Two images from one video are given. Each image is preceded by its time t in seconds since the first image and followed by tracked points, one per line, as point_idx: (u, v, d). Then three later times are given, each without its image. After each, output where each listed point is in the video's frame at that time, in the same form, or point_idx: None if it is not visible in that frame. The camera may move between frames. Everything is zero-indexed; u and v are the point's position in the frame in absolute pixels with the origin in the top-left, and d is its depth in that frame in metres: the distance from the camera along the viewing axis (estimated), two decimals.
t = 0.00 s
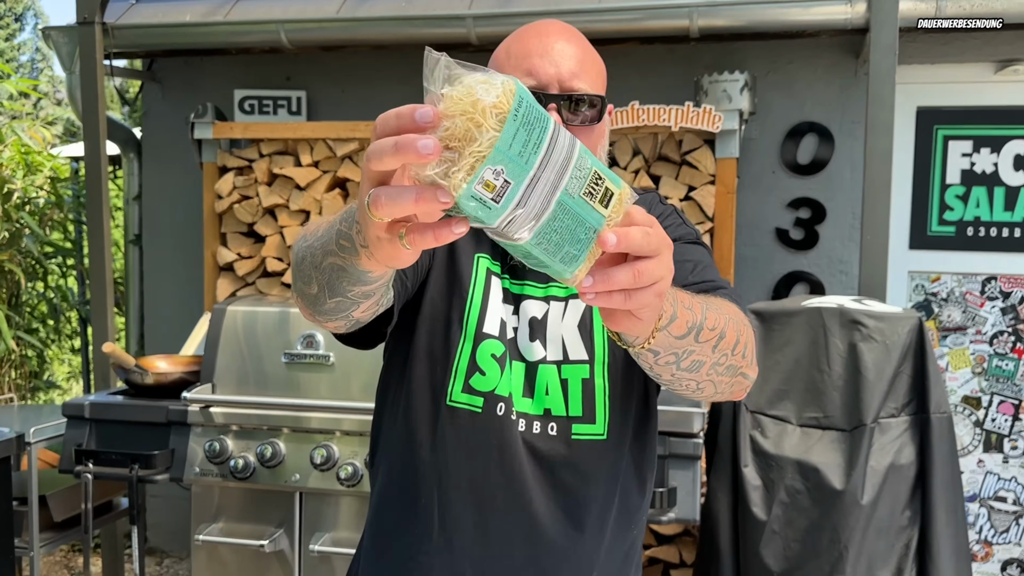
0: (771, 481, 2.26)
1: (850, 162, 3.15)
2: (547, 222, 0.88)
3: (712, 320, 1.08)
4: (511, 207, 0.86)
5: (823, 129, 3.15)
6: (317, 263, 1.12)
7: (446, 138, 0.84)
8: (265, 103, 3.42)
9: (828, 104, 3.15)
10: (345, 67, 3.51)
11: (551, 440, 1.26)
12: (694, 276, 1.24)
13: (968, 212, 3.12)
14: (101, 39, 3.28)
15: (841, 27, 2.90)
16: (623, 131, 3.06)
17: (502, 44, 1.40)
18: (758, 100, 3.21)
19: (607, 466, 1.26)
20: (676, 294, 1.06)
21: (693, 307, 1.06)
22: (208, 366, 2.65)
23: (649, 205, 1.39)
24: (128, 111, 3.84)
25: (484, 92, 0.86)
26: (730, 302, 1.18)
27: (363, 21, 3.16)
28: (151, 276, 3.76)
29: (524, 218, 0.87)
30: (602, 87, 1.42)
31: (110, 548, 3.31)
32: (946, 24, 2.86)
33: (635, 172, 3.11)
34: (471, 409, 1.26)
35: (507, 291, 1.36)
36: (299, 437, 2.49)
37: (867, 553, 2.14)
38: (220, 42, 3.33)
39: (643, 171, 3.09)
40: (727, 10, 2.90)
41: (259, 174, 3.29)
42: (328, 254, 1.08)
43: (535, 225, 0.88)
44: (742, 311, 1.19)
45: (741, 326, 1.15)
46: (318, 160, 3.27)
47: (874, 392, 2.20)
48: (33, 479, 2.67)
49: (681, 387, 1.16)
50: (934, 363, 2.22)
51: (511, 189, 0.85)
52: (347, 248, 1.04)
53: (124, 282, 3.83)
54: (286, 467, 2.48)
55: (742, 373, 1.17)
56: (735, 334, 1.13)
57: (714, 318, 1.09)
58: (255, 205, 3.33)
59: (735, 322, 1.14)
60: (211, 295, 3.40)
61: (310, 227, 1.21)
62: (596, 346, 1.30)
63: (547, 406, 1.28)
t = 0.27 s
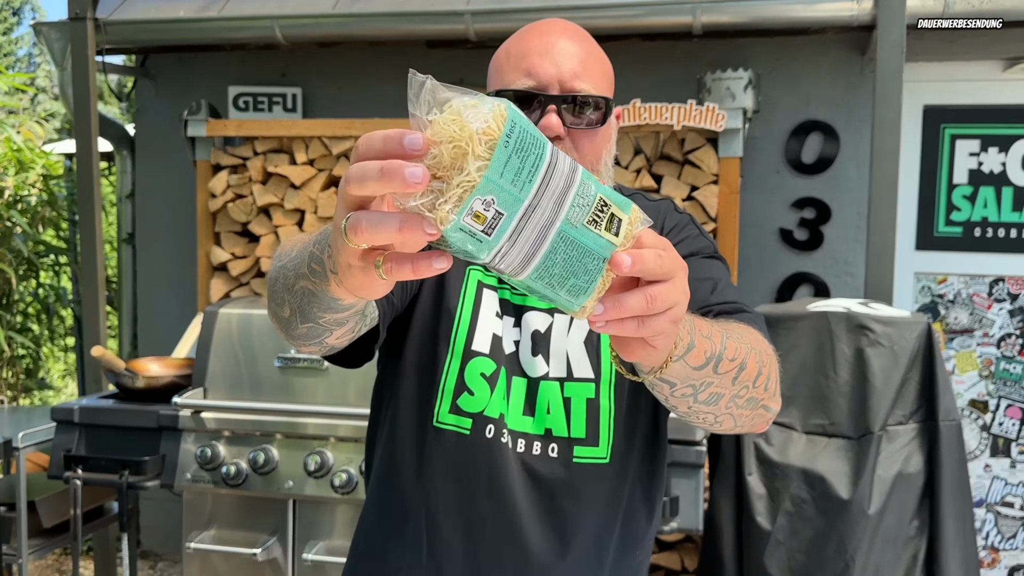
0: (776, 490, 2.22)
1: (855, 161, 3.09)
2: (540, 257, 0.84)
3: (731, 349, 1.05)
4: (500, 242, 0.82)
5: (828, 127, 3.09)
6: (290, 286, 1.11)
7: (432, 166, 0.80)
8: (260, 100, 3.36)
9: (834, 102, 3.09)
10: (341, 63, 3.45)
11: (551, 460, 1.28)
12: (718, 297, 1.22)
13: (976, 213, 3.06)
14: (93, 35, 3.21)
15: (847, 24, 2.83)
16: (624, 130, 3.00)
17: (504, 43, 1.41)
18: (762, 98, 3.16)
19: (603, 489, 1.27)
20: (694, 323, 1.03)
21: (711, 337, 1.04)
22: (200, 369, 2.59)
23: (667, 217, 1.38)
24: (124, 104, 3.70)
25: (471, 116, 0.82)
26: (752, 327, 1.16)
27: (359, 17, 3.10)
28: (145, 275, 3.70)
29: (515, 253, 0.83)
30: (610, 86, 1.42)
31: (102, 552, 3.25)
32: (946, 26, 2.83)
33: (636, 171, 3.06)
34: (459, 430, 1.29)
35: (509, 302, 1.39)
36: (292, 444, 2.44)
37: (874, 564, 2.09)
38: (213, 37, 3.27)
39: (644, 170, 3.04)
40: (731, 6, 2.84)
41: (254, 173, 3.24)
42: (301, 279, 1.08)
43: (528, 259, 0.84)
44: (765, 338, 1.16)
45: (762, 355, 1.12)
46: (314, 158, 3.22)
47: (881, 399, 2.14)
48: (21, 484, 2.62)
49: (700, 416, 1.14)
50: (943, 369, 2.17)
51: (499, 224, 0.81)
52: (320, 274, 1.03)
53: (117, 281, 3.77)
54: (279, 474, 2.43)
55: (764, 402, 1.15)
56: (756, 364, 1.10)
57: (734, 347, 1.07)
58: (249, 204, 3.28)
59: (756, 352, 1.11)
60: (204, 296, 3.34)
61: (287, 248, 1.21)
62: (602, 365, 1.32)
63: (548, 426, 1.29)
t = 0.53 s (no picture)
0: (780, 497, 2.17)
1: (860, 161, 3.05)
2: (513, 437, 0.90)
3: (746, 447, 1.07)
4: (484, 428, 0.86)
5: (832, 126, 3.05)
6: (286, 397, 1.17)
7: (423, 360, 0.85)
8: (257, 98, 3.32)
9: (838, 102, 3.05)
10: (339, 61, 3.41)
11: (548, 486, 1.28)
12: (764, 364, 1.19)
13: (982, 214, 3.02)
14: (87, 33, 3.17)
15: (852, 22, 2.79)
16: (625, 129, 2.96)
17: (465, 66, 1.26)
18: (765, 97, 3.11)
19: (597, 518, 1.28)
20: (705, 430, 1.05)
21: (723, 446, 1.06)
22: (195, 371, 2.55)
23: (697, 243, 1.31)
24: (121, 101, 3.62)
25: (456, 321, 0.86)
26: (787, 406, 1.15)
27: (357, 14, 3.06)
28: (140, 275, 3.66)
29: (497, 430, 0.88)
30: (578, 116, 1.25)
31: (97, 557, 3.21)
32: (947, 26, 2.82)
33: (638, 171, 3.02)
34: (444, 460, 1.31)
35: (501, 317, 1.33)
36: (287, 448, 2.41)
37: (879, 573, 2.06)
38: (209, 35, 3.23)
39: (646, 170, 2.99)
40: (733, 4, 2.80)
41: (251, 172, 3.20)
42: (299, 391, 1.13)
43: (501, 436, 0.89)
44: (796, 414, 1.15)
45: (785, 445, 1.12)
46: (311, 157, 3.18)
47: (887, 405, 2.10)
48: (12, 488, 2.58)
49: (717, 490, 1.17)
50: (950, 374, 2.12)
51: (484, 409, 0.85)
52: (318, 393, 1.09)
53: (113, 281, 3.73)
54: (273, 479, 2.39)
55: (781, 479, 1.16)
56: (773, 455, 1.10)
57: (748, 447, 1.08)
58: (246, 204, 3.24)
59: (777, 444, 1.10)
60: (200, 297, 3.30)
61: (282, 339, 1.25)
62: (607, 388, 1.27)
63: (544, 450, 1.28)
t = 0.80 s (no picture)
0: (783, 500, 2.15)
1: (863, 162, 3.04)
2: None
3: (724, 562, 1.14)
4: None
5: (835, 127, 3.04)
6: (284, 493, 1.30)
7: None
8: (258, 99, 3.32)
9: (842, 102, 3.04)
10: (340, 61, 3.40)
11: (537, 509, 1.19)
12: (773, 407, 1.17)
13: (986, 215, 3.01)
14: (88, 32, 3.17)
15: (856, 22, 2.78)
16: (627, 129, 2.94)
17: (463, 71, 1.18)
18: (768, 97, 3.10)
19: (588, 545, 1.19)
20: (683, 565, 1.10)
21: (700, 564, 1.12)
22: (194, 372, 2.54)
23: (715, 264, 1.22)
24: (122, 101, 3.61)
25: None
26: (782, 480, 1.17)
27: (359, 14, 3.05)
28: (141, 276, 3.65)
29: None
30: (584, 123, 1.17)
31: (97, 558, 3.20)
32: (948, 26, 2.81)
33: (640, 172, 3.00)
34: (423, 480, 1.25)
35: (490, 332, 1.26)
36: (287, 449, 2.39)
37: None
38: (210, 35, 3.22)
39: (649, 171, 2.98)
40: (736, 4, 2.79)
41: (252, 172, 3.19)
42: (300, 523, 1.25)
43: None
44: (789, 490, 1.18)
45: (772, 526, 1.17)
46: (312, 158, 3.16)
47: (891, 407, 2.09)
48: (11, 489, 2.57)
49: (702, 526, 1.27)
50: (954, 377, 2.11)
51: None
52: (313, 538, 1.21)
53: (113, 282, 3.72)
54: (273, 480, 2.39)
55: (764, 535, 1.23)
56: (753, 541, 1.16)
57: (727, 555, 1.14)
58: (247, 204, 3.23)
59: (758, 535, 1.16)
60: (201, 297, 3.29)
61: (291, 436, 1.32)
62: (605, 409, 1.20)
63: (535, 471, 1.20)
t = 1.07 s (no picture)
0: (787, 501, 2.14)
1: (867, 164, 3.03)
2: None
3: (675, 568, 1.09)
4: None
5: (839, 128, 3.03)
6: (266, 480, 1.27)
7: None
8: (261, 100, 3.32)
9: (846, 104, 3.03)
10: (343, 61, 3.40)
11: (521, 497, 1.18)
12: (748, 406, 1.12)
13: (991, 217, 3.00)
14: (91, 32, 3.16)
15: (860, 23, 2.77)
16: (631, 130, 2.94)
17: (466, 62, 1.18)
18: (771, 98, 3.09)
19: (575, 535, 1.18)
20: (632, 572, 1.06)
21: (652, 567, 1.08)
22: (197, 372, 2.53)
23: (703, 261, 1.20)
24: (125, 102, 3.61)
25: (365, 539, 0.90)
26: (746, 486, 1.11)
27: (362, 15, 3.05)
28: (143, 277, 3.65)
29: None
30: (587, 110, 1.17)
31: (98, 559, 3.19)
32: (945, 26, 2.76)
33: (643, 173, 3.00)
34: (414, 461, 1.24)
35: (483, 320, 1.26)
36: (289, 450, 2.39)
37: None
38: (213, 35, 3.22)
39: (652, 172, 2.98)
40: (740, 5, 2.78)
41: (254, 173, 3.18)
42: (273, 501, 1.21)
43: None
44: (756, 500, 1.12)
45: (736, 537, 1.12)
46: (315, 158, 3.16)
47: (897, 408, 2.08)
48: (12, 490, 2.56)
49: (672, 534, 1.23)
50: (960, 379, 2.10)
51: None
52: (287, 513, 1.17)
53: (116, 282, 3.72)
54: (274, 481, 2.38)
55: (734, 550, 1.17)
56: (715, 552, 1.11)
57: (679, 565, 1.10)
58: (250, 205, 3.23)
59: (718, 545, 1.11)
60: (203, 297, 3.29)
61: (276, 417, 1.30)
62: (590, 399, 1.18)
63: (519, 459, 1.19)
